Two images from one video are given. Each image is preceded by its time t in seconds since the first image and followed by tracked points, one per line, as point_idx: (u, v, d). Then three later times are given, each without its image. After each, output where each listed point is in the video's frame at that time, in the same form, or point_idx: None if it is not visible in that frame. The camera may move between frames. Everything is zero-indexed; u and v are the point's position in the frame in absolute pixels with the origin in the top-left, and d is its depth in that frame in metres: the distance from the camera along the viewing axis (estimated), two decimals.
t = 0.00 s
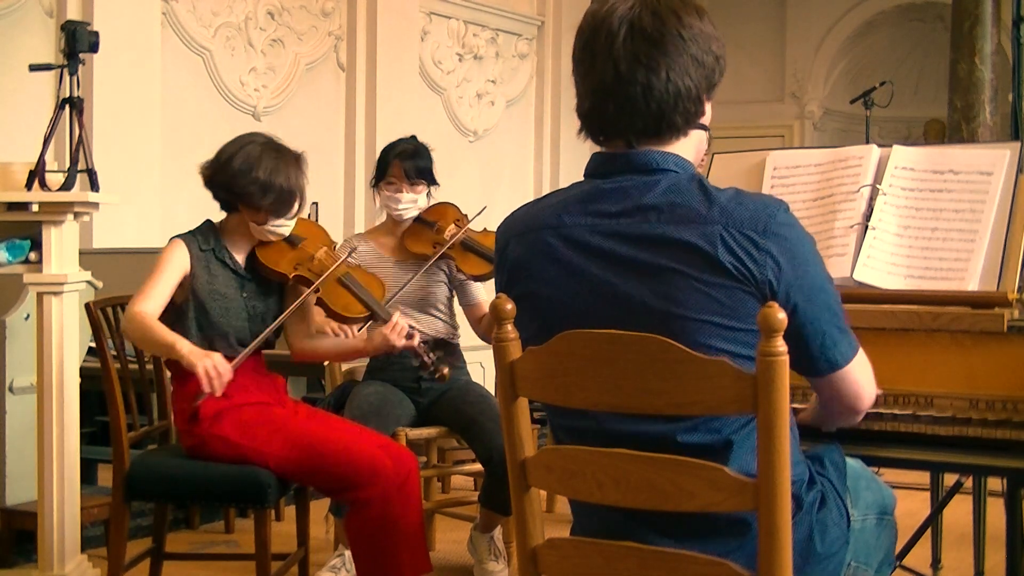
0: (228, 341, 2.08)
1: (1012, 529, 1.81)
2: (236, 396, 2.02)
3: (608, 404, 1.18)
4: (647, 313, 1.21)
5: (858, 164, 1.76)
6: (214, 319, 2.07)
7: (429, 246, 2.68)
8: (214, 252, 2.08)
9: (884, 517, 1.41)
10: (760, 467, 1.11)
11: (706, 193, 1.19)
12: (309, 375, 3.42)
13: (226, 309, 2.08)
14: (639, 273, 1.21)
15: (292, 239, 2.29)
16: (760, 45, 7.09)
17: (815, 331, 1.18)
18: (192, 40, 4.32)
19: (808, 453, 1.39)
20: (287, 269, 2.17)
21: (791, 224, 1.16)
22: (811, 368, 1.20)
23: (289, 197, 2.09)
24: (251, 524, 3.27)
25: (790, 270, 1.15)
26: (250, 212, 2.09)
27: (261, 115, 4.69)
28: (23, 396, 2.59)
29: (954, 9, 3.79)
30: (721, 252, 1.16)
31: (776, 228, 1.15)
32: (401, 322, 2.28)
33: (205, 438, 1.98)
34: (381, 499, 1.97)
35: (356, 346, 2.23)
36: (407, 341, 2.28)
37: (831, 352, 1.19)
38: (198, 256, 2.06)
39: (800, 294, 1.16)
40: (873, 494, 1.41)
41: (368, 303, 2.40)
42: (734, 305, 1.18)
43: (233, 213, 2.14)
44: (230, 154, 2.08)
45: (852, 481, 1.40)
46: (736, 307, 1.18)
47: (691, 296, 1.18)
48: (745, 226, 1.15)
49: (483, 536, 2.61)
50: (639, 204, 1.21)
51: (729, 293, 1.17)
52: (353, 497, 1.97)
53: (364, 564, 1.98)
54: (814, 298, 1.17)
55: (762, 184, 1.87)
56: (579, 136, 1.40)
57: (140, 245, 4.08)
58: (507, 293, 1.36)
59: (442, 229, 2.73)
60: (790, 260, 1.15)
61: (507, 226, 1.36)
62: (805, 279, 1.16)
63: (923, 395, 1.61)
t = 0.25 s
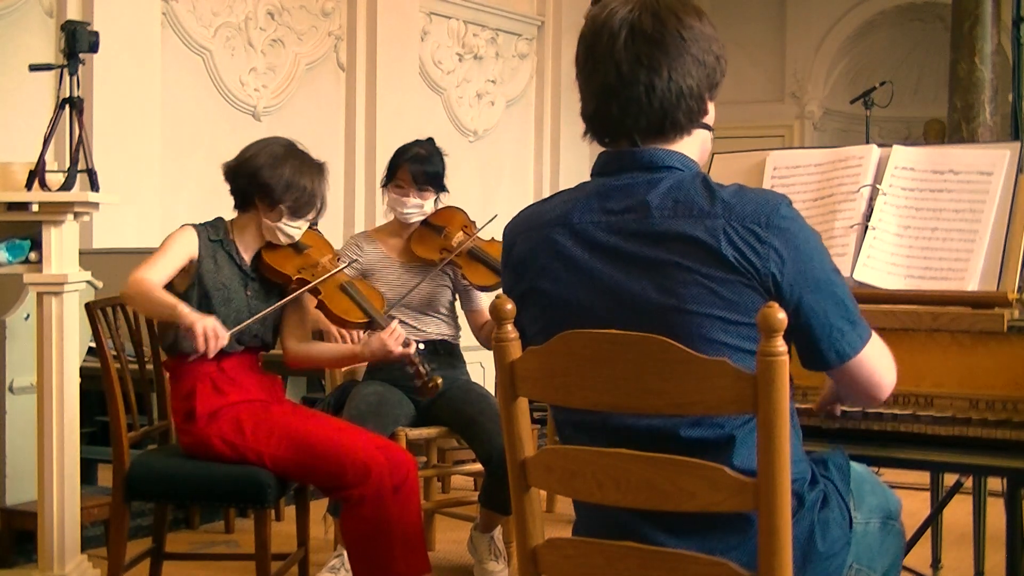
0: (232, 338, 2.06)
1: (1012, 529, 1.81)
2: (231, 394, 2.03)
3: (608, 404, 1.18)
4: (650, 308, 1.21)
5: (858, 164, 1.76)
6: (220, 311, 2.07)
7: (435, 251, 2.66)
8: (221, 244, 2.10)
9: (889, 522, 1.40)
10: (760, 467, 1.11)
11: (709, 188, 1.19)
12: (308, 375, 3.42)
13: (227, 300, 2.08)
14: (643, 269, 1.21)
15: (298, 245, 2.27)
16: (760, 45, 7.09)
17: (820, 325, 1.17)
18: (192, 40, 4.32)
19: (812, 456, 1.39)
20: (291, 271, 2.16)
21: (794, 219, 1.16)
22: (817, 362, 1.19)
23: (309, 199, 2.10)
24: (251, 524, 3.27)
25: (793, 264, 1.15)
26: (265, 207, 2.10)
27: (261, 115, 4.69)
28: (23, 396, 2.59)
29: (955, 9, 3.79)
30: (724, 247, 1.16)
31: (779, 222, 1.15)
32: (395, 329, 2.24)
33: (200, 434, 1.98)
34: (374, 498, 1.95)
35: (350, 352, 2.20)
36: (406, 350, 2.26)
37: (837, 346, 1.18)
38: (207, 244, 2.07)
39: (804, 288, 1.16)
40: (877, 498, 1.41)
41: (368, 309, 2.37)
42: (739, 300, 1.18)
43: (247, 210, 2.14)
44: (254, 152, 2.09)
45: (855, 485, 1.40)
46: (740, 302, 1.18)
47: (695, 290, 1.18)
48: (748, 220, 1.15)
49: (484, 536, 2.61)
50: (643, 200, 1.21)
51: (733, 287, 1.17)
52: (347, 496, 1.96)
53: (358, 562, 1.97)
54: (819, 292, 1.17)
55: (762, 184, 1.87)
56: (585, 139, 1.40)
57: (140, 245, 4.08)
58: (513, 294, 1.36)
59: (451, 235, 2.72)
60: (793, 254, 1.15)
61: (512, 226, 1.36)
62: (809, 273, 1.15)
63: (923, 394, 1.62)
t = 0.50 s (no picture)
0: (258, 322, 2.09)
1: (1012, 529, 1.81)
2: (244, 393, 2.02)
3: (609, 404, 1.18)
4: (660, 302, 1.21)
5: (858, 164, 1.76)
6: (238, 294, 2.06)
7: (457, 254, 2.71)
8: (234, 232, 2.09)
9: (892, 526, 1.40)
10: (760, 467, 1.11)
11: (719, 183, 1.19)
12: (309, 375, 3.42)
13: (248, 286, 2.07)
14: (653, 263, 1.21)
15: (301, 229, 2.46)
16: (760, 45, 7.09)
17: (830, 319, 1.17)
18: (192, 40, 4.32)
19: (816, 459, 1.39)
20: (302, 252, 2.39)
21: (804, 214, 1.16)
22: (827, 356, 1.19)
23: (315, 179, 2.13)
24: (251, 524, 3.27)
25: (803, 258, 1.15)
26: (272, 191, 2.11)
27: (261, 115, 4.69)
28: (23, 396, 2.59)
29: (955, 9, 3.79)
30: (733, 240, 1.16)
31: (789, 216, 1.15)
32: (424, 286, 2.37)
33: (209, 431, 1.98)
34: (380, 507, 1.95)
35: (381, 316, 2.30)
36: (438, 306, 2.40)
37: (848, 340, 1.17)
38: (223, 232, 2.07)
39: (814, 282, 1.16)
40: (880, 501, 1.41)
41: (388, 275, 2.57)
42: (748, 294, 1.18)
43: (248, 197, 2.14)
44: (253, 138, 2.10)
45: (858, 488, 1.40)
46: (750, 295, 1.18)
47: (704, 284, 1.18)
48: (757, 214, 1.16)
49: (485, 536, 2.60)
50: (653, 194, 1.22)
51: (742, 280, 1.17)
52: (353, 504, 1.96)
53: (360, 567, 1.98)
54: (828, 286, 1.16)
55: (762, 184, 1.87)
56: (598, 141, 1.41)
57: (140, 245, 4.08)
58: (524, 291, 1.36)
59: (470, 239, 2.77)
60: (803, 248, 1.15)
61: (524, 223, 1.36)
62: (819, 266, 1.15)
63: (923, 395, 1.62)
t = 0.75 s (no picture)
0: (268, 316, 2.08)
1: (1012, 529, 1.81)
2: (250, 394, 2.01)
3: (610, 404, 1.18)
4: (666, 297, 1.21)
5: (858, 164, 1.76)
6: (249, 288, 2.04)
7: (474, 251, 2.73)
8: (238, 227, 2.07)
9: (894, 528, 1.40)
10: (760, 466, 1.11)
11: (728, 181, 1.20)
12: (309, 375, 3.42)
13: (257, 279, 2.06)
14: (660, 258, 1.21)
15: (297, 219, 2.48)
16: (760, 45, 7.10)
17: (833, 319, 1.17)
18: (192, 40, 4.33)
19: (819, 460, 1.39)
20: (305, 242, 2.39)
21: (812, 216, 1.17)
22: (830, 357, 1.19)
23: (309, 170, 2.13)
24: (251, 524, 3.27)
25: (810, 256, 1.16)
26: (269, 183, 2.10)
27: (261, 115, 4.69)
28: (23, 396, 2.59)
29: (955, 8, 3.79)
30: (740, 237, 1.16)
31: (797, 215, 1.16)
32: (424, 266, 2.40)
33: (213, 430, 1.97)
34: (384, 505, 1.97)
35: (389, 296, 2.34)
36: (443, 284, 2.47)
37: (851, 342, 1.17)
38: (229, 228, 2.04)
39: (819, 282, 1.16)
40: (882, 503, 1.41)
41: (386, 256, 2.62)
42: (754, 291, 1.18)
43: (245, 191, 2.11)
44: (249, 132, 2.09)
45: (860, 489, 1.40)
46: (755, 293, 1.18)
47: (710, 279, 1.18)
48: (765, 212, 1.16)
49: (485, 536, 2.60)
50: (662, 189, 1.22)
51: (749, 277, 1.17)
52: (358, 504, 1.97)
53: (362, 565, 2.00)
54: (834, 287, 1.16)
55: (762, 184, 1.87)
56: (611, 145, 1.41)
57: (140, 245, 4.08)
58: (531, 288, 1.36)
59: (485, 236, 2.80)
60: (809, 248, 1.16)
61: (535, 219, 1.36)
62: (824, 265, 1.16)
63: (923, 395, 1.62)
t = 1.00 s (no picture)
0: (268, 315, 2.08)
1: (1012, 528, 1.81)
2: (250, 394, 2.01)
3: (610, 404, 1.18)
4: (668, 293, 1.22)
5: (858, 164, 1.76)
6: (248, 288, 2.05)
7: (480, 247, 2.75)
8: (236, 229, 2.07)
9: (894, 529, 1.40)
10: (760, 465, 1.11)
11: (736, 182, 1.22)
12: (309, 375, 3.42)
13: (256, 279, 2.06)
14: (666, 253, 1.23)
15: (292, 217, 2.49)
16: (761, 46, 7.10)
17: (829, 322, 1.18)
18: (192, 40, 4.33)
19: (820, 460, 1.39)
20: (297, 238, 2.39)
21: (815, 220, 1.19)
22: (821, 360, 1.20)
23: (302, 165, 2.12)
24: (251, 524, 3.27)
25: (810, 259, 1.17)
26: (262, 182, 2.09)
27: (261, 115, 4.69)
28: (23, 396, 2.59)
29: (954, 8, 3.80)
30: (746, 234, 1.18)
31: (801, 219, 1.18)
32: (420, 255, 2.40)
33: (214, 431, 1.97)
34: (384, 506, 1.97)
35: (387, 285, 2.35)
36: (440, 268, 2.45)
37: (840, 347, 1.19)
38: (227, 231, 2.04)
39: (819, 283, 1.18)
40: (884, 504, 1.41)
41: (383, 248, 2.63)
42: (755, 288, 1.19)
43: (238, 191, 2.11)
44: (241, 130, 2.08)
45: (861, 490, 1.40)
46: (757, 290, 1.19)
47: (713, 276, 1.19)
48: (771, 211, 1.18)
49: (485, 535, 2.60)
50: (672, 187, 1.24)
51: (750, 276, 1.19)
52: (357, 504, 1.97)
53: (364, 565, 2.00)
54: (832, 291, 1.18)
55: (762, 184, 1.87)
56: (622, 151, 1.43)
57: (140, 245, 4.08)
58: (536, 290, 1.38)
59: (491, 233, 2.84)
60: (811, 250, 1.17)
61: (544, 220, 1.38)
62: (824, 268, 1.18)
63: (923, 395, 1.62)
